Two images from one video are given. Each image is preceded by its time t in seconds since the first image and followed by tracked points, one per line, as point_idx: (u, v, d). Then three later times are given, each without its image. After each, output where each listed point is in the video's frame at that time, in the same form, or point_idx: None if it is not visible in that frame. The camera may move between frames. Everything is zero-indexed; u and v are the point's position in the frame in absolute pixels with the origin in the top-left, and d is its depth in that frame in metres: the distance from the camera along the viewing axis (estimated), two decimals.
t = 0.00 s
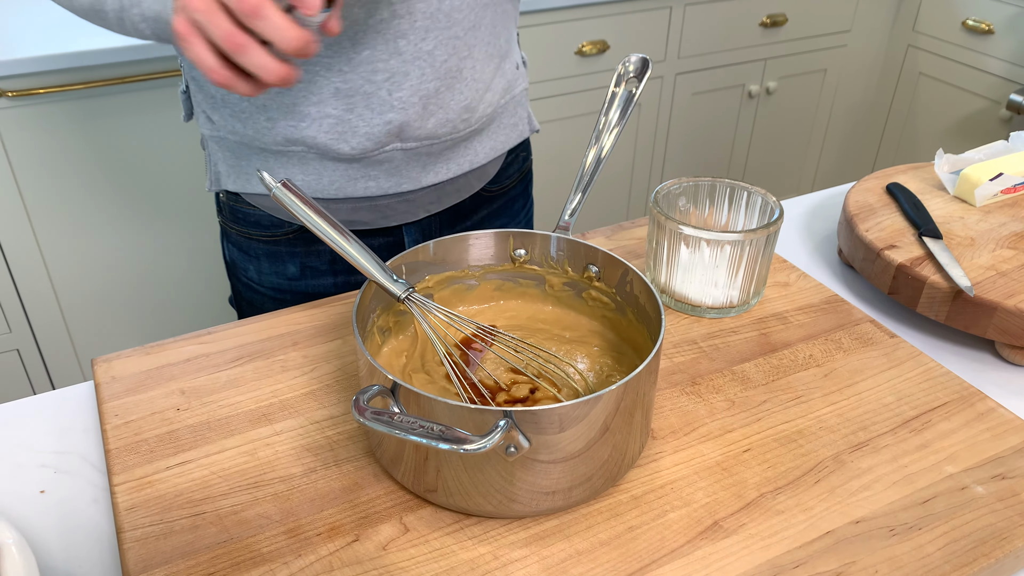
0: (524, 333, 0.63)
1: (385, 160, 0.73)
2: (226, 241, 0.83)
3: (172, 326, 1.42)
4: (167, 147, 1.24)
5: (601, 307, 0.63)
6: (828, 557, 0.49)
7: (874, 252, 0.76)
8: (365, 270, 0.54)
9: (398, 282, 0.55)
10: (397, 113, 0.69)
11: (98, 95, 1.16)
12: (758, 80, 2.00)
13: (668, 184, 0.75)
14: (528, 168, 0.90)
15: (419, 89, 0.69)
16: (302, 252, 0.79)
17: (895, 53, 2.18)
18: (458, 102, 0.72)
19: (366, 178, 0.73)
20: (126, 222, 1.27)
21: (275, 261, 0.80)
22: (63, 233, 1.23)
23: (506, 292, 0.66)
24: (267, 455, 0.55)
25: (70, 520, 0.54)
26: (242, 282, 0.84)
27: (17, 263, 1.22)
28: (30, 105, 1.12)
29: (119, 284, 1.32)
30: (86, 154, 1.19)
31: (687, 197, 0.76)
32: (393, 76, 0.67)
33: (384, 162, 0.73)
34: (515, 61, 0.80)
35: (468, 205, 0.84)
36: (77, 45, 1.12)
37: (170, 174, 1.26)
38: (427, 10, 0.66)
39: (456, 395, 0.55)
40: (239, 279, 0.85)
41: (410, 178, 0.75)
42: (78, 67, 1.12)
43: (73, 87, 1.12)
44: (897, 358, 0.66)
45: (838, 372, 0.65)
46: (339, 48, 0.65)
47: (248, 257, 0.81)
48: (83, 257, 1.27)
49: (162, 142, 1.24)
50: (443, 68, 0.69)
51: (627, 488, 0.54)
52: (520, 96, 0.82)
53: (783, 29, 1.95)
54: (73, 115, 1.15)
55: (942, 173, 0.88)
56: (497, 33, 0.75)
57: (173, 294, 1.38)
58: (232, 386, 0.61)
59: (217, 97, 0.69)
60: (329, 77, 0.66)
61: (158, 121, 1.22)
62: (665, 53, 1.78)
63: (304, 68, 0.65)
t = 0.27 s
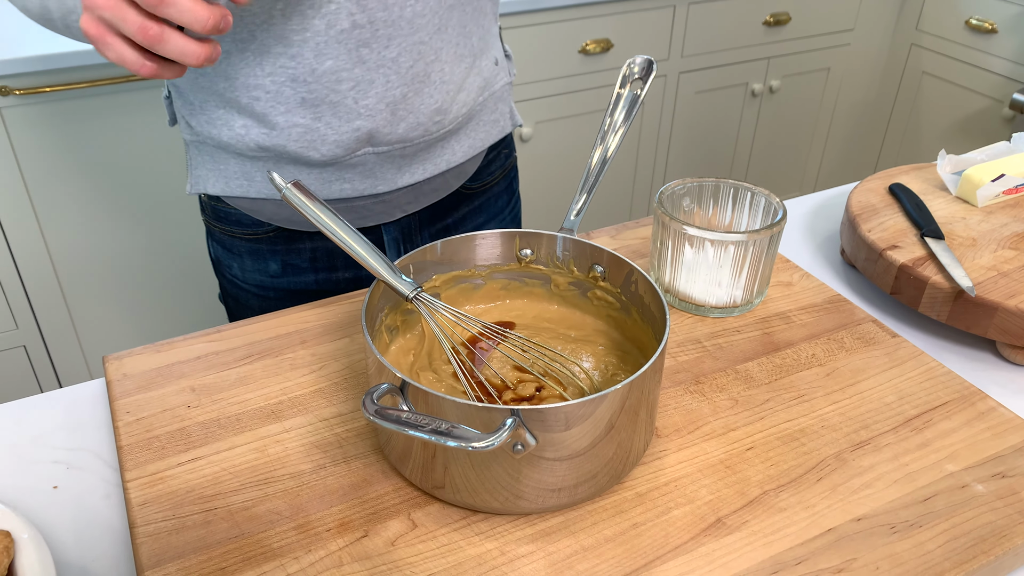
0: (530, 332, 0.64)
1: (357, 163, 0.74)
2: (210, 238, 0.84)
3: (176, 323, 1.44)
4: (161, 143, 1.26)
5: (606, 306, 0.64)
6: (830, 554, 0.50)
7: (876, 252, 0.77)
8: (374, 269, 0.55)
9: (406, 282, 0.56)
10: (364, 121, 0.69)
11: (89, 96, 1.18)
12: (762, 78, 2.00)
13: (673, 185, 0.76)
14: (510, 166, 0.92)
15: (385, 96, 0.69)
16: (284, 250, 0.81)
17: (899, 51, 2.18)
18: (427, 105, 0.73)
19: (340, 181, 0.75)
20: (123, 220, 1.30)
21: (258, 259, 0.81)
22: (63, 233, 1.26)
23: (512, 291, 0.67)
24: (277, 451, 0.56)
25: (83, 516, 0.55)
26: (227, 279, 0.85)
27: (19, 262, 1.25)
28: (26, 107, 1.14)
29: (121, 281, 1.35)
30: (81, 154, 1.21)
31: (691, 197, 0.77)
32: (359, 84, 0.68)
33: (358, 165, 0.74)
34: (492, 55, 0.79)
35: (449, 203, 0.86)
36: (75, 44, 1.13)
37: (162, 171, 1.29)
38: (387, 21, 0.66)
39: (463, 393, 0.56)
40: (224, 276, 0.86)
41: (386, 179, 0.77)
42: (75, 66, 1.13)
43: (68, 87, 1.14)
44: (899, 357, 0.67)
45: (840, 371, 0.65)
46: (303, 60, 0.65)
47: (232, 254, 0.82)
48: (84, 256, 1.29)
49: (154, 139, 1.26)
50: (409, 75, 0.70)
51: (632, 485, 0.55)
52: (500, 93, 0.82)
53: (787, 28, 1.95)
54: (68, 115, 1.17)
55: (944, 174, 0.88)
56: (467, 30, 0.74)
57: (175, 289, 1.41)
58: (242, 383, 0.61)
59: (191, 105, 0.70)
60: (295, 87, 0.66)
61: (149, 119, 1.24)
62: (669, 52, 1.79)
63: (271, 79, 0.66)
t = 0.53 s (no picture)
0: (532, 335, 0.64)
1: (338, 168, 0.75)
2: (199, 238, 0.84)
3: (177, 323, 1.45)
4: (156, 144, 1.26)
5: (607, 310, 0.65)
6: (828, 555, 0.51)
7: (875, 255, 0.77)
8: (381, 273, 0.56)
9: (411, 286, 0.57)
10: (341, 127, 0.70)
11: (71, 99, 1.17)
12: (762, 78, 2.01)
13: (674, 188, 0.76)
14: (496, 162, 0.91)
15: (360, 103, 0.70)
16: (271, 249, 0.81)
17: (900, 50, 2.19)
18: (404, 110, 0.73)
19: (322, 185, 0.76)
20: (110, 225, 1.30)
21: (246, 258, 0.82)
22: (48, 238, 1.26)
23: (514, 295, 0.68)
24: (284, 453, 0.57)
25: (92, 517, 0.55)
26: (217, 278, 0.86)
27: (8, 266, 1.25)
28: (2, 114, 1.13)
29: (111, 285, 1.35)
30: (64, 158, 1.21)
31: (692, 201, 0.78)
32: (334, 92, 0.69)
33: (339, 170, 0.75)
34: (472, 56, 0.79)
35: (430, 201, 0.85)
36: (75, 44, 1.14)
37: (145, 176, 1.28)
38: (358, 30, 0.67)
39: (466, 395, 0.57)
40: (214, 276, 0.86)
41: (368, 182, 0.77)
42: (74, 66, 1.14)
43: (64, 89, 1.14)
44: (897, 360, 0.68)
45: (838, 374, 0.66)
46: (277, 70, 0.66)
47: (221, 254, 0.83)
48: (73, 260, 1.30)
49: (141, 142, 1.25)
50: (384, 81, 0.71)
51: (633, 487, 0.56)
52: (482, 92, 0.82)
53: (787, 28, 1.96)
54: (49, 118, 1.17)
55: (943, 177, 0.89)
56: (442, 34, 0.75)
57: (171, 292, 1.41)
58: (248, 385, 0.62)
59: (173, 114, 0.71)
60: (271, 97, 0.67)
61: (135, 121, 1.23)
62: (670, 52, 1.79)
63: (248, 89, 0.67)
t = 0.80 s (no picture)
0: (535, 341, 0.66)
1: (336, 172, 0.76)
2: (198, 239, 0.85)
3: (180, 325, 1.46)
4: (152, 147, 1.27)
5: (608, 316, 0.66)
6: (824, 558, 0.52)
7: (872, 260, 0.79)
8: (383, 281, 0.57)
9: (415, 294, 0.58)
10: (339, 134, 0.71)
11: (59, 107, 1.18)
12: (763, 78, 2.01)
13: (671, 194, 0.77)
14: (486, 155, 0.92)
15: (357, 110, 0.71)
16: (271, 249, 0.82)
17: (900, 50, 2.19)
18: (399, 114, 0.74)
19: (322, 189, 0.77)
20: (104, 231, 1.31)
21: (246, 259, 0.83)
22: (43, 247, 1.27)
23: (517, 301, 0.69)
24: (291, 458, 0.58)
25: (103, 521, 0.57)
26: (217, 279, 0.86)
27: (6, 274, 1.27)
28: None
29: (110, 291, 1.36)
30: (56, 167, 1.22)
31: (691, 208, 0.79)
32: (331, 101, 0.70)
33: (336, 173, 0.77)
34: (460, 55, 0.80)
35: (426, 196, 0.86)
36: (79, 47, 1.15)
37: (136, 183, 1.28)
38: (353, 41, 0.68)
39: (470, 401, 0.58)
40: (214, 277, 0.87)
41: (365, 184, 0.79)
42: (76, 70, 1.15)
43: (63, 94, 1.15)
44: (893, 365, 0.69)
45: (836, 379, 0.67)
46: (275, 81, 0.67)
47: (220, 255, 0.83)
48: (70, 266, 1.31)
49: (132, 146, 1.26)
50: (379, 88, 0.72)
51: (634, 491, 0.57)
52: (470, 87, 0.84)
53: (787, 28, 1.97)
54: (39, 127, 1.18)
55: (940, 182, 0.90)
56: (432, 36, 0.75)
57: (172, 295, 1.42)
58: (256, 391, 0.64)
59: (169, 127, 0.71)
60: (270, 108, 0.68)
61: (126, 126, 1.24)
62: (671, 52, 1.80)
63: (247, 101, 0.67)
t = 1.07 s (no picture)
0: (536, 349, 0.67)
1: (349, 177, 0.77)
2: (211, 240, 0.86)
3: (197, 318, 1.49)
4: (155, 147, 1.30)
5: (609, 324, 0.67)
6: (820, 564, 0.53)
7: (869, 267, 0.79)
8: (383, 288, 0.58)
9: (417, 303, 0.59)
10: (352, 141, 0.73)
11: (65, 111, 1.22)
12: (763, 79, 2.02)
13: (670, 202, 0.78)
14: (490, 149, 0.92)
15: (369, 117, 0.72)
16: (282, 248, 0.83)
17: (900, 51, 2.20)
18: (409, 118, 0.75)
19: (335, 195, 0.78)
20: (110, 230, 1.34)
21: (258, 258, 0.83)
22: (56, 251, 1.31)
23: (519, 309, 0.70)
24: (297, 465, 0.59)
25: (113, 526, 0.58)
26: (231, 281, 0.87)
27: None
28: None
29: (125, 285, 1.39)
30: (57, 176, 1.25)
31: (691, 215, 0.80)
32: (342, 109, 0.71)
33: (348, 178, 0.77)
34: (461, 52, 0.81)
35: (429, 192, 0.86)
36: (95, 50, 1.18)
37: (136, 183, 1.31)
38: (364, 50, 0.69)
39: (473, 410, 0.59)
40: (227, 278, 0.88)
41: (377, 186, 0.80)
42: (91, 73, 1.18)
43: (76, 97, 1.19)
44: (890, 372, 0.70)
45: (833, 386, 0.68)
46: (289, 93, 0.68)
47: (233, 256, 0.84)
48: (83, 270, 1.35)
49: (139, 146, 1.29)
50: (389, 95, 0.73)
51: (633, 498, 0.58)
52: (476, 84, 0.84)
53: (787, 29, 1.97)
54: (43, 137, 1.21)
55: (937, 189, 0.91)
56: (436, 39, 0.76)
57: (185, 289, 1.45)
58: (262, 399, 0.65)
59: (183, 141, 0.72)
60: (283, 119, 0.69)
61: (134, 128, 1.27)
62: (671, 54, 1.81)
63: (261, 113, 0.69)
